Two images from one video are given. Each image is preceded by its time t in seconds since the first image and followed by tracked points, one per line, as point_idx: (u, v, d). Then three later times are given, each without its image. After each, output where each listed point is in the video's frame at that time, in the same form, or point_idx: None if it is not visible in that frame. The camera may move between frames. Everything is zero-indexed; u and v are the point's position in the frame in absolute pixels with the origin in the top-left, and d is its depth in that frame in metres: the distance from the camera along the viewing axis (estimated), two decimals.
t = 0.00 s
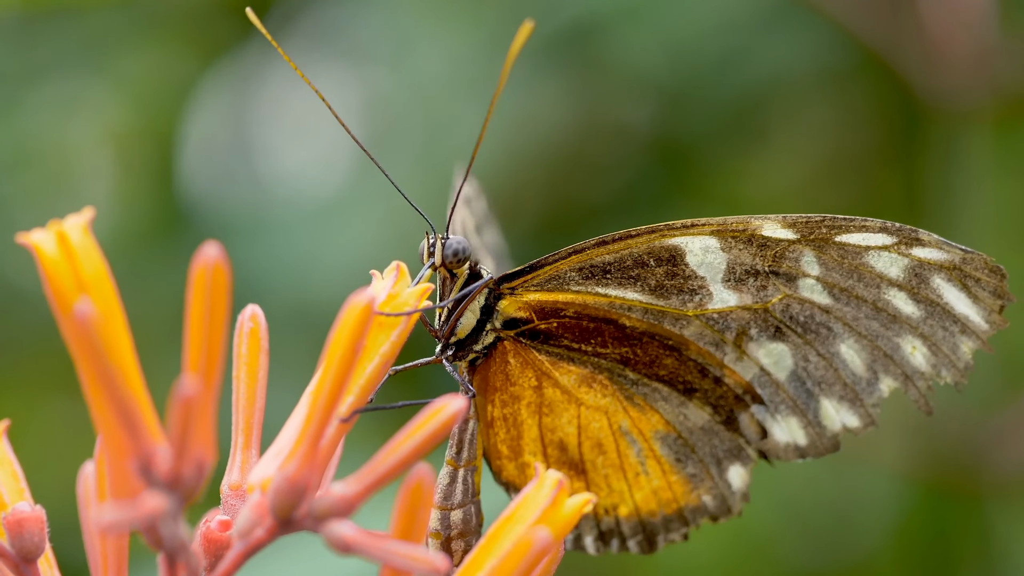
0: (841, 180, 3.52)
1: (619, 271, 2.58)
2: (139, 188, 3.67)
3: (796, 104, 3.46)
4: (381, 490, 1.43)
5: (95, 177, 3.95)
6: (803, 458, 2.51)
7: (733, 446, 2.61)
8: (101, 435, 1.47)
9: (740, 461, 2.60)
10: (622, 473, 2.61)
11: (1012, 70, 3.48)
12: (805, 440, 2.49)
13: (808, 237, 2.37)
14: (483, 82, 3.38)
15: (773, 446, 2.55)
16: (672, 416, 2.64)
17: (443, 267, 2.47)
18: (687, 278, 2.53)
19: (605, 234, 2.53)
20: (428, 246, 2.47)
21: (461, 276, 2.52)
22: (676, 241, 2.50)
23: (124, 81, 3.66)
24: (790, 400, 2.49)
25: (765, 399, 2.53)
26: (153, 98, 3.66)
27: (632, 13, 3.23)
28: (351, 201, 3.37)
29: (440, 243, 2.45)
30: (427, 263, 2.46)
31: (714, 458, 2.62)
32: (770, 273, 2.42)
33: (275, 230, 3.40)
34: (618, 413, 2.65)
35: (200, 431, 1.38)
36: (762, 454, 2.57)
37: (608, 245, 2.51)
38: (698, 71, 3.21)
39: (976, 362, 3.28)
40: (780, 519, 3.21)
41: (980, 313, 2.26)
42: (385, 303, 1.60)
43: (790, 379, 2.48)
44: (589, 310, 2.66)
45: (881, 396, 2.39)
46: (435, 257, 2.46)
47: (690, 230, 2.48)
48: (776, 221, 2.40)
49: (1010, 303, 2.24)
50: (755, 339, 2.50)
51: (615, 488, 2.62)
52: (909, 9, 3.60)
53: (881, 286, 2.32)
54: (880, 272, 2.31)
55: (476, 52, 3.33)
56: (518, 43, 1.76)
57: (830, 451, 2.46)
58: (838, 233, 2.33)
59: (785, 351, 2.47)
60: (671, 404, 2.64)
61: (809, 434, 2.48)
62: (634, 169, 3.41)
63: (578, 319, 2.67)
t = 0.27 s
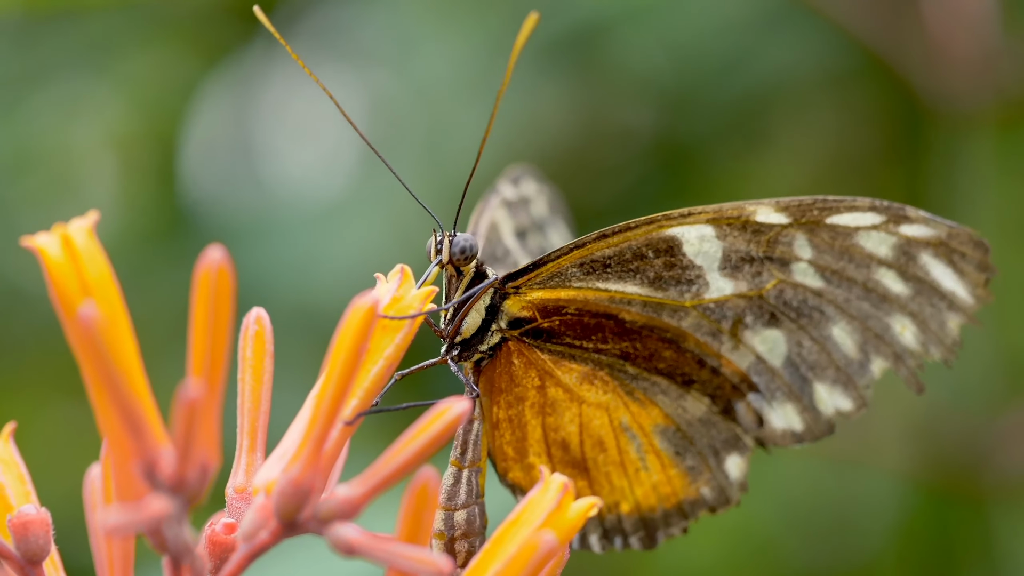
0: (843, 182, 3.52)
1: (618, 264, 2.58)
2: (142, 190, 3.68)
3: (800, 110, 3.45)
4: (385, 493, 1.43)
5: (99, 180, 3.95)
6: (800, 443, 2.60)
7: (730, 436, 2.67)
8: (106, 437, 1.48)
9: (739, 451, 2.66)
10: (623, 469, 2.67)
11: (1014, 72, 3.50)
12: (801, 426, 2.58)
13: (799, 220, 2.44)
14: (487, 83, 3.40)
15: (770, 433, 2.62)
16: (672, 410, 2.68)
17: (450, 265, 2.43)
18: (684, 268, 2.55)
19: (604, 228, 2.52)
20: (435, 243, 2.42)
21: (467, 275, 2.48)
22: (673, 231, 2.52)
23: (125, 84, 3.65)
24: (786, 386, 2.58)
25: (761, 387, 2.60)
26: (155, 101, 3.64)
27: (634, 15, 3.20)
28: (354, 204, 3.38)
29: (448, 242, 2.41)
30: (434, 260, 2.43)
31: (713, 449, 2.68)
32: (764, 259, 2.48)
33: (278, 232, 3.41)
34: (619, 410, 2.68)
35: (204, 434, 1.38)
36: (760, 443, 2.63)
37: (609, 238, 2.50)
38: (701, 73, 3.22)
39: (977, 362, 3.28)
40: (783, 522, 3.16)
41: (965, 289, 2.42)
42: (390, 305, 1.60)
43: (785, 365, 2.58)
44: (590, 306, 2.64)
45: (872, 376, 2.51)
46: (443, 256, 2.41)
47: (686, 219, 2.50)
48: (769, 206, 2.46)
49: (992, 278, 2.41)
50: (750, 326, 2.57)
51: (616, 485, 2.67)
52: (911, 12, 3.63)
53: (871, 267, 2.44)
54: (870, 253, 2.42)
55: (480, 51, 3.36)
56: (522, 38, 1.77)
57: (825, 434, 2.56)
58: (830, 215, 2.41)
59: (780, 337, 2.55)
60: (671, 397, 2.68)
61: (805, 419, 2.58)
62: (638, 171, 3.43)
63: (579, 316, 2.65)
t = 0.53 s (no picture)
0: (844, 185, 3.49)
1: (616, 261, 2.56)
2: (145, 191, 3.68)
3: (805, 108, 3.43)
4: (389, 492, 1.43)
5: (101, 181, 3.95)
6: (791, 428, 2.64)
7: (724, 426, 2.70)
8: (108, 435, 1.47)
9: (732, 439, 2.70)
10: (621, 465, 2.67)
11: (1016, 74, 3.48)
12: (792, 411, 2.63)
13: (789, 208, 2.44)
14: (489, 85, 3.39)
15: (763, 421, 2.66)
16: (667, 402, 2.71)
17: (451, 273, 2.39)
18: (679, 261, 2.54)
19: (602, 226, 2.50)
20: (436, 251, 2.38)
21: (470, 282, 2.43)
22: (668, 226, 2.50)
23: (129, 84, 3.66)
24: (777, 372, 2.62)
25: (753, 374, 2.64)
26: (160, 101, 3.66)
27: (638, 16, 3.20)
28: (357, 205, 3.38)
29: (449, 248, 2.37)
30: (435, 268, 2.39)
31: (707, 440, 2.71)
32: (755, 248, 2.49)
33: (280, 233, 3.41)
34: (617, 406, 2.70)
35: (206, 431, 1.38)
36: (753, 431, 2.67)
37: (607, 236, 2.48)
38: (705, 75, 3.23)
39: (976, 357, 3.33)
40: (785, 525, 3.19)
41: (947, 267, 2.47)
42: (395, 305, 1.60)
43: (775, 352, 2.61)
44: (589, 304, 2.63)
45: (859, 357, 2.57)
46: (444, 263, 2.37)
47: (681, 214, 2.48)
48: (760, 195, 2.43)
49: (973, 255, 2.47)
50: (742, 315, 2.59)
51: (615, 482, 2.67)
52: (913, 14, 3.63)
53: (857, 250, 2.47)
54: (856, 237, 2.45)
55: (482, 53, 3.36)
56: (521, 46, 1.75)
57: (815, 417, 2.62)
58: (818, 201, 2.41)
59: (771, 325, 2.59)
60: (667, 390, 2.71)
61: (796, 404, 2.62)
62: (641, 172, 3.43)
63: (579, 315, 2.64)
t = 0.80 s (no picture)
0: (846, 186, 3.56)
1: (626, 267, 2.58)
2: (144, 191, 3.68)
3: (806, 107, 3.43)
4: (388, 490, 1.43)
5: (101, 180, 3.95)
6: (790, 456, 2.64)
7: (723, 447, 2.70)
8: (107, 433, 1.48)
9: (729, 462, 2.70)
10: (616, 476, 2.66)
11: (1016, 73, 3.47)
12: (793, 440, 2.62)
13: (803, 232, 2.46)
14: (489, 85, 3.39)
15: (762, 446, 2.66)
16: (667, 418, 2.70)
17: (466, 256, 2.43)
18: (689, 274, 2.56)
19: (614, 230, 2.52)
20: (453, 232, 2.42)
21: (481, 265, 2.47)
22: (680, 237, 2.52)
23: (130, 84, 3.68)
24: (780, 399, 2.63)
25: (755, 399, 2.64)
26: (160, 101, 3.67)
27: (637, 16, 3.21)
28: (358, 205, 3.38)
29: (464, 231, 2.41)
30: (449, 250, 2.42)
31: (705, 461, 2.70)
32: (767, 268, 2.52)
33: (280, 233, 3.41)
34: (616, 416, 2.69)
35: (206, 430, 1.38)
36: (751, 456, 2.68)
37: (618, 240, 2.49)
38: (705, 75, 3.22)
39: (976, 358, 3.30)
40: (784, 523, 3.16)
41: (958, 309, 2.48)
42: (393, 304, 1.61)
43: (780, 377, 2.62)
44: (596, 308, 2.64)
45: (863, 393, 2.57)
46: (460, 245, 2.41)
47: (695, 225, 2.50)
48: (776, 216, 2.47)
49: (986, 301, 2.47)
50: (749, 335, 2.60)
51: (609, 493, 2.66)
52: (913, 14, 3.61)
53: (869, 282, 2.48)
54: (868, 268, 2.47)
55: (482, 55, 3.36)
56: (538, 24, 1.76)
57: (816, 448, 2.61)
58: (834, 228, 2.44)
59: (777, 348, 2.59)
60: (668, 405, 2.70)
61: (797, 432, 2.62)
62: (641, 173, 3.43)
63: (585, 317, 2.65)
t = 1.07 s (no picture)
0: (845, 185, 3.58)
1: (617, 266, 2.56)
2: (142, 191, 3.68)
3: (807, 106, 3.45)
4: (377, 487, 1.42)
5: (96, 180, 3.94)
6: (791, 450, 2.63)
7: (720, 442, 2.71)
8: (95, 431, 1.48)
9: (727, 456, 2.71)
10: (612, 471, 2.67)
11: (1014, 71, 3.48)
12: (793, 433, 2.61)
13: (800, 229, 2.43)
14: (486, 84, 3.38)
15: (762, 438, 2.65)
16: (663, 413, 2.70)
17: (446, 262, 2.41)
18: (682, 272, 2.54)
19: (603, 229, 2.49)
20: (431, 239, 2.39)
21: (463, 270, 2.44)
22: (673, 236, 2.50)
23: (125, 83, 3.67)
24: (779, 393, 2.61)
25: (754, 394, 2.63)
26: (157, 100, 3.67)
27: (635, 15, 3.21)
28: (355, 203, 3.38)
29: (445, 237, 2.39)
30: (430, 257, 2.39)
31: (702, 454, 2.72)
32: (763, 265, 2.48)
33: (279, 232, 3.41)
34: (610, 412, 2.69)
35: (195, 427, 1.38)
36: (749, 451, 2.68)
37: (608, 240, 2.47)
38: (704, 76, 3.23)
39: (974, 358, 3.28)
40: (786, 525, 3.18)
41: (963, 303, 2.42)
42: (384, 302, 1.61)
43: (779, 371, 2.59)
44: (586, 306, 2.63)
45: (865, 387, 2.54)
46: (440, 252, 2.39)
47: (687, 225, 2.48)
48: (770, 214, 2.44)
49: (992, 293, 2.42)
50: (746, 331, 2.58)
51: (605, 487, 2.68)
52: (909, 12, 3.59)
53: (869, 277, 2.44)
54: (869, 263, 2.42)
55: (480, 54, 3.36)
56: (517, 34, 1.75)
57: (817, 441, 2.59)
58: (831, 225, 2.40)
59: (776, 343, 2.56)
60: (664, 401, 2.70)
61: (797, 426, 2.60)
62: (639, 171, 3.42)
63: (576, 317, 2.65)
